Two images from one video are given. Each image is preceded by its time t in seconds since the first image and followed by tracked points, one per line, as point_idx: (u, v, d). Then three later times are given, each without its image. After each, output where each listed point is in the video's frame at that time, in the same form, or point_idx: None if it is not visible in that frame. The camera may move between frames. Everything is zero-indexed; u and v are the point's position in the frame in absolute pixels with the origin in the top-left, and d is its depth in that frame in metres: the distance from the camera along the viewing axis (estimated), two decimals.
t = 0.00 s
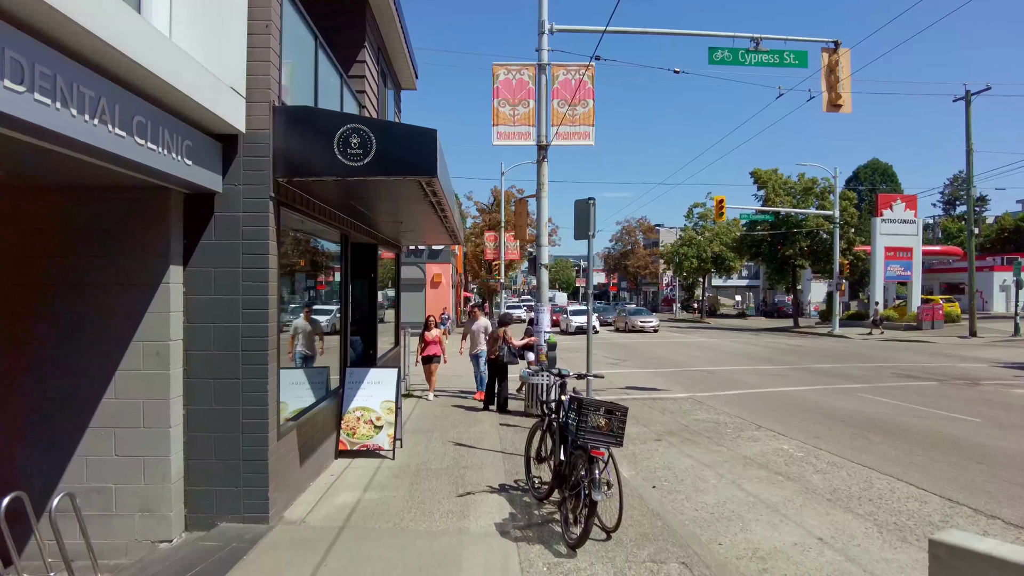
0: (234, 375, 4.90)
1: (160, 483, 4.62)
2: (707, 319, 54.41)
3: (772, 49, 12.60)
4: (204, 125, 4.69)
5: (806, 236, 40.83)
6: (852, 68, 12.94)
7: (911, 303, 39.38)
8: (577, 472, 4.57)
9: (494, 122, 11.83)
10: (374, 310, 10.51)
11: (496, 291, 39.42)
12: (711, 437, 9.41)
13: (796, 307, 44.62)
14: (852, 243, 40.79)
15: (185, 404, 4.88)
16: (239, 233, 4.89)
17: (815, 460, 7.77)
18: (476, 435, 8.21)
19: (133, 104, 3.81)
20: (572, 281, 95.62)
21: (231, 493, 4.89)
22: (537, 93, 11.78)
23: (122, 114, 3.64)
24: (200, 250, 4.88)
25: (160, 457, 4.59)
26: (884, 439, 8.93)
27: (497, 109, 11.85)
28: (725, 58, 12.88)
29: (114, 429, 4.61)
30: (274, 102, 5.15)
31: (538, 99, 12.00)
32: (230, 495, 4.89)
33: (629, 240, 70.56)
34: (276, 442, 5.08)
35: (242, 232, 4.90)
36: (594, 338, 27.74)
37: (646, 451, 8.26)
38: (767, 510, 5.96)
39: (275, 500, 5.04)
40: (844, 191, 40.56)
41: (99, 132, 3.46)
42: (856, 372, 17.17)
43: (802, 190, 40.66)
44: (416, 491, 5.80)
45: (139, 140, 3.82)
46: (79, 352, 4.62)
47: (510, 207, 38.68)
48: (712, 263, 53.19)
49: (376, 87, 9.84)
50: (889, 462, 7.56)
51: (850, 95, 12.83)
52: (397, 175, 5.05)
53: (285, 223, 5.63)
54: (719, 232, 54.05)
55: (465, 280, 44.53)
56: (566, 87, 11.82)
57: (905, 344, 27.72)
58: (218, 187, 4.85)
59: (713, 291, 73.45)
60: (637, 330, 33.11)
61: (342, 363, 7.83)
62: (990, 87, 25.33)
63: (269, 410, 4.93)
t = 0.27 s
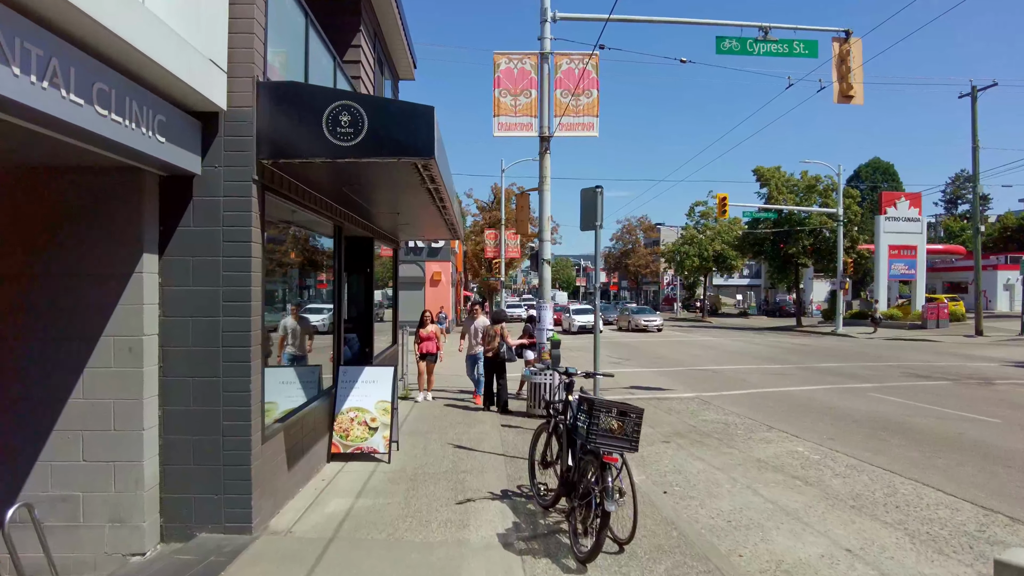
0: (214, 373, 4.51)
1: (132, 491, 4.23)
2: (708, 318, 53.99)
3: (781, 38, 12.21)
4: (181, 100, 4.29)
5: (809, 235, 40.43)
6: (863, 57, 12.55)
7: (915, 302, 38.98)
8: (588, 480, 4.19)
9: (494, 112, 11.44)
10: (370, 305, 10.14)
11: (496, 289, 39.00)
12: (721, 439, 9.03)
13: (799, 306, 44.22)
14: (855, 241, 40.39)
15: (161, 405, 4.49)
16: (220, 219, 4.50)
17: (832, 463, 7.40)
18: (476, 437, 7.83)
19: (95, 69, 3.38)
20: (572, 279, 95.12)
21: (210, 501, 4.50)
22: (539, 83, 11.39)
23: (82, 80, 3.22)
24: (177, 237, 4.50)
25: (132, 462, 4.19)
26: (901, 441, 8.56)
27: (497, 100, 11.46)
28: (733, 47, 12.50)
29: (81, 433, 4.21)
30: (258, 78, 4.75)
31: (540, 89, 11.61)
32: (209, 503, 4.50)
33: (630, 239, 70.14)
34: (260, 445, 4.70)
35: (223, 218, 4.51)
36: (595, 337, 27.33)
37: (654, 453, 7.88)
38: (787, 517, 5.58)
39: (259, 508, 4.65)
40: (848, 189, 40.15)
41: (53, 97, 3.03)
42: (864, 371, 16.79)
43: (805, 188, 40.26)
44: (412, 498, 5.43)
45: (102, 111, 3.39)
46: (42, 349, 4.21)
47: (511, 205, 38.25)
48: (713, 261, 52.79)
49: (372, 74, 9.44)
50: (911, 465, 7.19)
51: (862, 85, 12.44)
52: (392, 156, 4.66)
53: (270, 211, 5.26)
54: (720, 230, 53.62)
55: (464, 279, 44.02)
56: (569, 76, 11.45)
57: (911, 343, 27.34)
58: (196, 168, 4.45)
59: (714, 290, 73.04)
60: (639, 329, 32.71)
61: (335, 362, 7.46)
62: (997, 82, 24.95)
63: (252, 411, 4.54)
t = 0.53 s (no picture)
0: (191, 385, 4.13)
1: (100, 516, 3.85)
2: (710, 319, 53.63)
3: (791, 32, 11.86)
4: (154, 86, 3.91)
5: (812, 235, 40.07)
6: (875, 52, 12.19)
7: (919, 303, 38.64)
8: (599, 500, 3.84)
9: (495, 109, 11.07)
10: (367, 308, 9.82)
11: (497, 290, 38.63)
12: (731, 448, 8.67)
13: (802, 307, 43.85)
14: (859, 242, 40.04)
15: (134, 421, 4.11)
16: (198, 217, 4.14)
17: (850, 474, 7.05)
18: (476, 447, 7.47)
19: (48, 47, 2.97)
20: (572, 280, 94.75)
21: (186, 524, 4.13)
22: (542, 78, 11.03)
23: (27, 58, 2.81)
24: (150, 236, 4.13)
25: (100, 483, 3.82)
26: (920, 450, 8.21)
27: (499, 95, 11.09)
28: (741, 42, 12.16)
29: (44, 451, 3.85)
30: (241, 64, 4.37)
31: (543, 84, 11.25)
32: (186, 527, 4.13)
33: (630, 239, 69.82)
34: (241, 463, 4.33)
35: (201, 215, 4.14)
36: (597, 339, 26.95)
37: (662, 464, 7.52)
38: (809, 536, 5.23)
39: (241, 532, 4.28)
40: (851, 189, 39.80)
41: None
42: (872, 374, 16.42)
43: (808, 188, 39.92)
44: (408, 517, 5.07)
45: (55, 94, 2.98)
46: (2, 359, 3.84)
47: (511, 204, 37.88)
48: (715, 262, 52.44)
49: (368, 68, 9.08)
50: (933, 477, 6.83)
51: (874, 81, 12.10)
52: (386, 149, 4.29)
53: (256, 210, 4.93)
54: (721, 231, 53.28)
55: (464, 280, 43.70)
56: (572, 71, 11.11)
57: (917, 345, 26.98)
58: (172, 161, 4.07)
59: (715, 291, 72.69)
60: (640, 330, 32.34)
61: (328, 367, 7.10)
62: (1003, 82, 24.65)
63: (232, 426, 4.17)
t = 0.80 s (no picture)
0: (162, 384, 3.76)
1: (58, 528, 3.48)
2: (712, 319, 53.29)
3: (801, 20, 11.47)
4: (119, 54, 3.53)
5: (815, 234, 39.72)
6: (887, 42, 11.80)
7: (923, 303, 38.28)
8: (612, 511, 3.49)
9: (496, 99, 10.70)
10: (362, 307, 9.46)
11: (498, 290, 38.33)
12: (742, 450, 8.30)
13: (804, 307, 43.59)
14: (862, 241, 39.69)
15: (100, 423, 3.74)
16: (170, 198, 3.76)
17: (870, 479, 6.67)
18: (478, 450, 7.10)
19: None
20: (572, 280, 94.36)
21: (158, 536, 3.76)
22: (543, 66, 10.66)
23: None
24: (117, 220, 3.75)
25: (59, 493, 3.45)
26: (941, 452, 7.83)
27: (499, 85, 10.72)
28: (749, 31, 11.78)
29: None
30: (217, 32, 3.99)
31: (544, 73, 10.88)
32: (157, 539, 3.76)
33: (631, 239, 70.10)
34: (220, 470, 3.95)
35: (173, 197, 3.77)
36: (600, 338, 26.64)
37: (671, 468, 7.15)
38: (835, 547, 4.84)
39: (217, 544, 3.90)
40: (854, 188, 39.45)
41: None
42: (881, 374, 16.03)
43: (810, 186, 39.58)
44: (402, 527, 4.70)
45: None
46: None
47: (512, 203, 37.55)
48: (716, 261, 52.12)
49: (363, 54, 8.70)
50: (959, 482, 6.46)
51: (886, 71, 11.73)
52: (376, 124, 3.91)
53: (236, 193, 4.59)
54: (723, 230, 52.89)
55: (464, 279, 43.35)
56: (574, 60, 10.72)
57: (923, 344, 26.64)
58: (140, 138, 3.70)
59: (717, 291, 72.44)
60: (643, 330, 32.00)
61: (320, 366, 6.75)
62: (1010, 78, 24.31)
63: (207, 429, 3.78)
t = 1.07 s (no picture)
0: (125, 399, 3.37)
1: (3, 563, 3.09)
2: (713, 320, 52.87)
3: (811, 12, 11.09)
4: (73, 30, 3.15)
5: (818, 234, 39.33)
6: (899, 34, 11.41)
7: (927, 303, 37.89)
8: (628, 544, 3.13)
9: (495, 93, 10.31)
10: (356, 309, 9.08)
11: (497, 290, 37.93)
12: (754, 460, 7.92)
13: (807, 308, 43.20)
14: (865, 241, 39.32)
15: (55, 444, 3.35)
16: (133, 193, 3.38)
17: (893, 492, 6.29)
18: (477, 462, 6.72)
19: None
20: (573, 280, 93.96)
21: (120, 570, 3.37)
22: (545, 59, 10.28)
23: None
24: (74, 217, 3.37)
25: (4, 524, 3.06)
26: (964, 463, 7.45)
27: (499, 78, 10.34)
28: (757, 24, 11.41)
29: None
30: (187, 9, 3.61)
31: (546, 67, 10.50)
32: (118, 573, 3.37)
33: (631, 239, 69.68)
34: (192, 494, 3.57)
35: (137, 191, 3.39)
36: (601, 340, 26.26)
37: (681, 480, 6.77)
38: (865, 572, 4.47)
39: None
40: (857, 188, 39.08)
41: None
42: (892, 377, 15.63)
43: (813, 186, 39.21)
44: (395, 552, 4.33)
45: None
46: None
47: (512, 203, 37.15)
48: (718, 261, 51.74)
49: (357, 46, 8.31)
50: (988, 496, 6.08)
51: (899, 65, 11.35)
52: (362, 110, 3.54)
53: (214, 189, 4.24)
54: (724, 230, 52.51)
55: (464, 280, 42.98)
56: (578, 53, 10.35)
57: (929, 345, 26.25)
58: (99, 125, 3.32)
59: (718, 291, 72.06)
60: (645, 331, 31.61)
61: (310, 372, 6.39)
62: (1017, 76, 23.93)
63: (175, 450, 3.39)
